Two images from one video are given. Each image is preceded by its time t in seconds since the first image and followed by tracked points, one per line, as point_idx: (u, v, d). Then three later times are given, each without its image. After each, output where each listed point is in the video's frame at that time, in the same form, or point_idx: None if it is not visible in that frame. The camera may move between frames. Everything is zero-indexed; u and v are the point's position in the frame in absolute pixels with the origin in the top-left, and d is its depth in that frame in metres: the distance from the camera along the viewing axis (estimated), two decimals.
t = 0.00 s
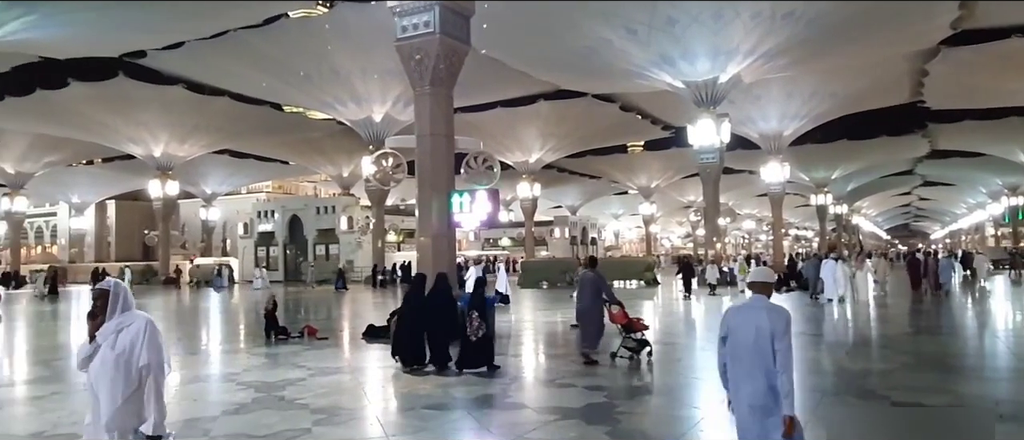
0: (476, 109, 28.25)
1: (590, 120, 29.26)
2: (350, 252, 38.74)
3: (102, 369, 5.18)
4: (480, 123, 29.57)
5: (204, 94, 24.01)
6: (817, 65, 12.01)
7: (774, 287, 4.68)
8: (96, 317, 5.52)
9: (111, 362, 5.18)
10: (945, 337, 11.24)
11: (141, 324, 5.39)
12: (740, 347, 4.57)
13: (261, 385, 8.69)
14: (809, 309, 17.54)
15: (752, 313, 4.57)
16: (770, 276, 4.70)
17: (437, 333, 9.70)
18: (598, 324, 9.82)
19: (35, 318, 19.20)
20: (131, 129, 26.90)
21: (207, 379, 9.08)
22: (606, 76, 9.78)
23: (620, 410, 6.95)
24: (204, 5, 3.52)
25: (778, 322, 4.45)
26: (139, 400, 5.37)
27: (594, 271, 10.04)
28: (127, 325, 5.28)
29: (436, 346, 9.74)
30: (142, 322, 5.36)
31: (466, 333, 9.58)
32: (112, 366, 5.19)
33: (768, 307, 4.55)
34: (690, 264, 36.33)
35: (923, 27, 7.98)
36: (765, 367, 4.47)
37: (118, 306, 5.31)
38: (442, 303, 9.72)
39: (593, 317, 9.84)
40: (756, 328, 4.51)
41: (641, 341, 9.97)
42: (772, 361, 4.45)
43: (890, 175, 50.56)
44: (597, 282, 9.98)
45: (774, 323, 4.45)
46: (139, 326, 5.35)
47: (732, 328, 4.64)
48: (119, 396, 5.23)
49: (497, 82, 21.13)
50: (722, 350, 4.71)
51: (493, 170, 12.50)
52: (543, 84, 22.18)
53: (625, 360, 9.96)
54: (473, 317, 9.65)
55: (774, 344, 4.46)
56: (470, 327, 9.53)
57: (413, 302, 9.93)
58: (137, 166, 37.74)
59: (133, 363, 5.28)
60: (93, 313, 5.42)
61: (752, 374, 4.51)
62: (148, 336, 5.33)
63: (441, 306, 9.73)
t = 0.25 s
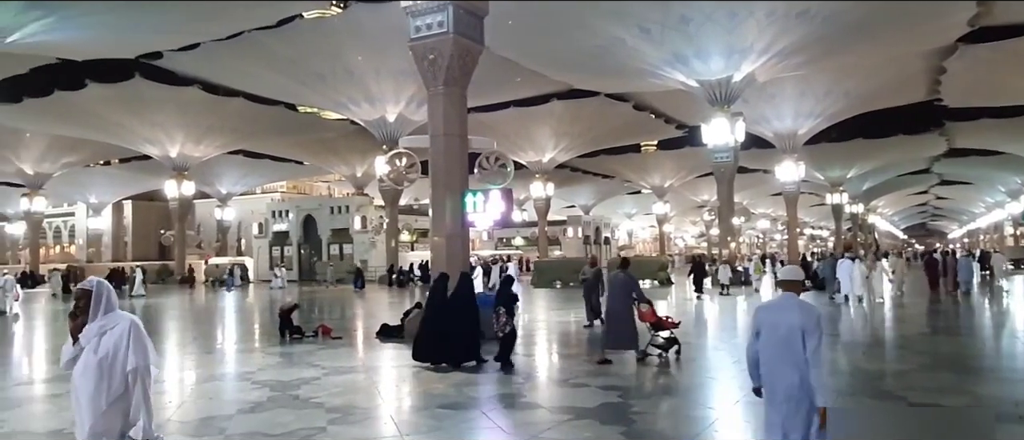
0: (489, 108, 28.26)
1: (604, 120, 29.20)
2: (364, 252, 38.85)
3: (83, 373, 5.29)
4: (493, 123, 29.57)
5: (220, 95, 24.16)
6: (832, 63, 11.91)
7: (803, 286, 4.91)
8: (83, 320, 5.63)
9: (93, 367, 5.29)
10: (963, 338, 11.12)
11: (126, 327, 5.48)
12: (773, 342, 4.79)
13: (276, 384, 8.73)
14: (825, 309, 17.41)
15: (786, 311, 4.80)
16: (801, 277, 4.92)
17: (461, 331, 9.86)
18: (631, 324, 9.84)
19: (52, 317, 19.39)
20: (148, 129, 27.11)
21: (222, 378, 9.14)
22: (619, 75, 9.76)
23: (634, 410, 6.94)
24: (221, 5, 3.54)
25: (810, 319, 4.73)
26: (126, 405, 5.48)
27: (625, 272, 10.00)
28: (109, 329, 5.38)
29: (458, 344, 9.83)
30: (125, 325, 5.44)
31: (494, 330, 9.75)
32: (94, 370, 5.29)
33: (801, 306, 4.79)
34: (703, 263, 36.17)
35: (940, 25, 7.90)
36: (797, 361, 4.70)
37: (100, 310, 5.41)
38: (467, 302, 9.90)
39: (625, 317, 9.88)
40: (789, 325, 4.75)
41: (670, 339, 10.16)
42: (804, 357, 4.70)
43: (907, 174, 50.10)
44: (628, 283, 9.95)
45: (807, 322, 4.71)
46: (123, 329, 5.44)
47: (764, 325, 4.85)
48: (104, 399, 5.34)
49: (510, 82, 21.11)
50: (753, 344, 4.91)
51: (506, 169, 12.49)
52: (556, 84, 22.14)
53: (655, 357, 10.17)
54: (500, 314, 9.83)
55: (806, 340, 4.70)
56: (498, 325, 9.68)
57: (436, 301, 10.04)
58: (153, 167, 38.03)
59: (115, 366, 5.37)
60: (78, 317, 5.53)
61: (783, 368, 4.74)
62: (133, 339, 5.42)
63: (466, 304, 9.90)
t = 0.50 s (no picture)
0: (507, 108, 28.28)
1: (622, 119, 29.12)
2: (383, 251, 39.00)
3: (71, 381, 4.65)
4: (511, 123, 29.59)
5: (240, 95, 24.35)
6: (853, 61, 11.79)
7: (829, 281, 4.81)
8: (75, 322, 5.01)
9: (82, 374, 4.64)
10: (988, 339, 10.96)
11: (118, 330, 4.80)
12: (809, 338, 4.62)
13: (296, 382, 8.78)
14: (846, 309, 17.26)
15: (819, 306, 4.65)
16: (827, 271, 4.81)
17: (487, 329, 9.84)
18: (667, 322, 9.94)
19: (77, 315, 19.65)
20: (170, 130, 27.38)
21: (242, 376, 9.19)
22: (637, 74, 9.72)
23: (653, 411, 6.89)
24: (244, 5, 3.55)
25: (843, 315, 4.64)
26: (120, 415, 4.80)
27: (660, 271, 10.16)
28: (100, 331, 4.71)
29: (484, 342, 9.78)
30: (119, 327, 4.76)
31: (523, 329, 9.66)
32: (83, 378, 4.65)
33: (833, 301, 4.68)
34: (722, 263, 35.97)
35: (964, 21, 7.78)
36: (836, 355, 4.55)
37: (90, 309, 4.77)
38: (496, 300, 9.92)
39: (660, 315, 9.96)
40: (825, 320, 4.61)
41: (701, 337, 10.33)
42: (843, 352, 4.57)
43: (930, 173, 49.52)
44: (663, 281, 10.10)
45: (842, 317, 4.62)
46: (115, 331, 4.76)
47: (798, 321, 4.68)
48: (94, 408, 4.68)
49: (528, 82, 21.11)
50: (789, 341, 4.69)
51: (523, 168, 12.48)
52: (575, 83, 22.10)
53: (686, 355, 10.26)
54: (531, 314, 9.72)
55: (843, 335, 4.59)
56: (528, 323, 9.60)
57: (466, 301, 10.13)
58: (174, 167, 38.42)
59: (105, 374, 4.70)
60: (69, 318, 4.89)
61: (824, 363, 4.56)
62: (124, 344, 4.72)
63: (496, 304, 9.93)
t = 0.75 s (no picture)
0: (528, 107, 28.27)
1: (643, 118, 29.02)
2: (404, 251, 39.16)
3: (54, 381, 4.46)
4: (531, 122, 29.59)
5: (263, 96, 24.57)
6: (878, 58, 11.66)
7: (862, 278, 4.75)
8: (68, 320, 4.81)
9: (66, 373, 4.45)
10: (1019, 341, 10.77)
11: (108, 329, 4.56)
12: (843, 335, 4.58)
13: (319, 380, 8.85)
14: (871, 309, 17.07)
15: (853, 303, 4.60)
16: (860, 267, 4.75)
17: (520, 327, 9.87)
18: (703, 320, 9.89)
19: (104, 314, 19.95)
20: (194, 131, 27.68)
21: (266, 374, 9.28)
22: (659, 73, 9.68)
23: (675, 410, 6.86)
24: (269, 6, 3.58)
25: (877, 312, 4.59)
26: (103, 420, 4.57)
27: (697, 269, 10.10)
28: (87, 330, 4.49)
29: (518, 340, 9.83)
30: (108, 328, 4.53)
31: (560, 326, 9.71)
32: (67, 379, 4.44)
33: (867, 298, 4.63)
34: (745, 262, 35.73)
35: (991, 17, 7.66)
36: (868, 351, 4.52)
37: (79, 306, 4.55)
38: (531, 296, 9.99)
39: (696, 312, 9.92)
40: (859, 318, 4.56)
41: (740, 336, 10.19)
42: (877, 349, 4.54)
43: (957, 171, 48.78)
44: (700, 279, 10.07)
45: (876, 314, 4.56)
46: (104, 332, 4.53)
47: (833, 320, 4.64)
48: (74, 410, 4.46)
49: (549, 81, 21.10)
50: (824, 340, 4.66)
51: (545, 169, 12.45)
52: (596, 82, 22.04)
53: (723, 354, 10.20)
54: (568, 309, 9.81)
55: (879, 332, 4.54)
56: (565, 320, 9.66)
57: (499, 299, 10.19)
58: (198, 167, 38.85)
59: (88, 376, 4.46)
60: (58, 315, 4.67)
61: (858, 360, 4.52)
62: (110, 346, 4.47)
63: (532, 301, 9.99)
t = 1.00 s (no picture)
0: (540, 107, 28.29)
1: (656, 118, 28.96)
2: (417, 251, 39.24)
3: (41, 383, 4.37)
4: (544, 122, 29.60)
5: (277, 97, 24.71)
6: (894, 56, 11.56)
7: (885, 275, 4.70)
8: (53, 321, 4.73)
9: (53, 374, 4.36)
10: None
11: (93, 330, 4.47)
12: (862, 330, 4.59)
13: (333, 380, 8.88)
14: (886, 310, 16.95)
15: (873, 300, 4.58)
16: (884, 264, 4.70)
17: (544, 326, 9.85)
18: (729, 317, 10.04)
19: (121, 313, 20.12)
20: (209, 132, 27.87)
21: (280, 374, 9.32)
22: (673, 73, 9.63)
23: (690, 411, 6.85)
24: (283, 7, 3.59)
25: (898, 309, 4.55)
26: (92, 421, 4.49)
27: (724, 268, 10.26)
28: (74, 330, 4.41)
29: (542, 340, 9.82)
30: (94, 327, 4.45)
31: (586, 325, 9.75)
32: (55, 380, 4.36)
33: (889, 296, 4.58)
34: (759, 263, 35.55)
35: (1009, 15, 7.58)
36: (885, 347, 4.50)
37: (66, 307, 4.47)
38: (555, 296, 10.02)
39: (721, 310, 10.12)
40: (878, 314, 4.55)
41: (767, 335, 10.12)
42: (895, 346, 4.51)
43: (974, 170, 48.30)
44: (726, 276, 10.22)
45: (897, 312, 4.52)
46: (90, 332, 4.44)
47: (852, 316, 4.64)
48: (61, 411, 4.38)
49: (561, 81, 21.08)
50: (844, 336, 4.70)
51: (558, 169, 12.42)
52: (609, 82, 22.00)
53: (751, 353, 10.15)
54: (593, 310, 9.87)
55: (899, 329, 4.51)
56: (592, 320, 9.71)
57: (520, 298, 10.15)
58: (213, 168, 39.10)
59: (76, 377, 4.39)
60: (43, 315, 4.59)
61: (875, 355, 4.52)
62: (97, 345, 4.40)
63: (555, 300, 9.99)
